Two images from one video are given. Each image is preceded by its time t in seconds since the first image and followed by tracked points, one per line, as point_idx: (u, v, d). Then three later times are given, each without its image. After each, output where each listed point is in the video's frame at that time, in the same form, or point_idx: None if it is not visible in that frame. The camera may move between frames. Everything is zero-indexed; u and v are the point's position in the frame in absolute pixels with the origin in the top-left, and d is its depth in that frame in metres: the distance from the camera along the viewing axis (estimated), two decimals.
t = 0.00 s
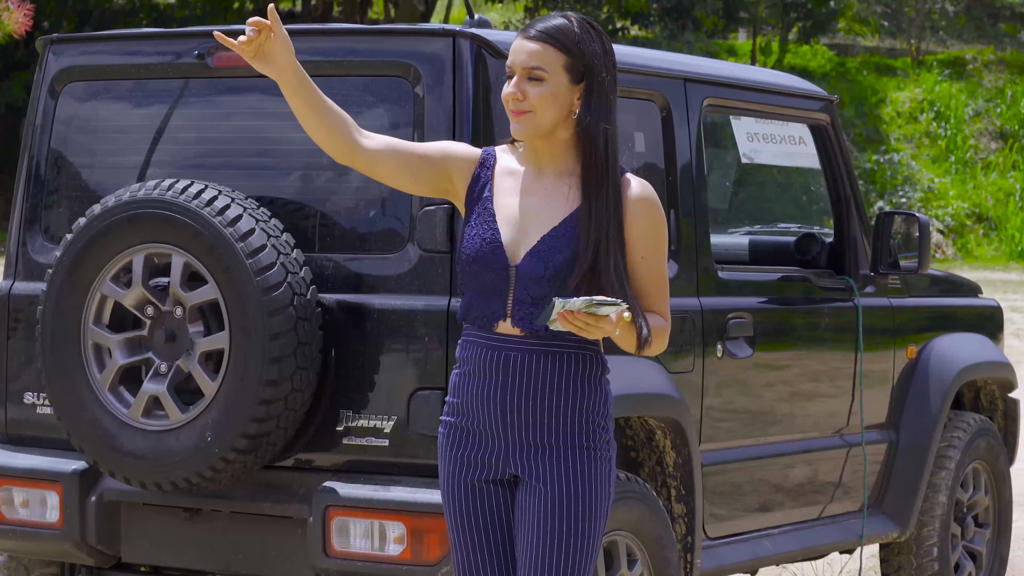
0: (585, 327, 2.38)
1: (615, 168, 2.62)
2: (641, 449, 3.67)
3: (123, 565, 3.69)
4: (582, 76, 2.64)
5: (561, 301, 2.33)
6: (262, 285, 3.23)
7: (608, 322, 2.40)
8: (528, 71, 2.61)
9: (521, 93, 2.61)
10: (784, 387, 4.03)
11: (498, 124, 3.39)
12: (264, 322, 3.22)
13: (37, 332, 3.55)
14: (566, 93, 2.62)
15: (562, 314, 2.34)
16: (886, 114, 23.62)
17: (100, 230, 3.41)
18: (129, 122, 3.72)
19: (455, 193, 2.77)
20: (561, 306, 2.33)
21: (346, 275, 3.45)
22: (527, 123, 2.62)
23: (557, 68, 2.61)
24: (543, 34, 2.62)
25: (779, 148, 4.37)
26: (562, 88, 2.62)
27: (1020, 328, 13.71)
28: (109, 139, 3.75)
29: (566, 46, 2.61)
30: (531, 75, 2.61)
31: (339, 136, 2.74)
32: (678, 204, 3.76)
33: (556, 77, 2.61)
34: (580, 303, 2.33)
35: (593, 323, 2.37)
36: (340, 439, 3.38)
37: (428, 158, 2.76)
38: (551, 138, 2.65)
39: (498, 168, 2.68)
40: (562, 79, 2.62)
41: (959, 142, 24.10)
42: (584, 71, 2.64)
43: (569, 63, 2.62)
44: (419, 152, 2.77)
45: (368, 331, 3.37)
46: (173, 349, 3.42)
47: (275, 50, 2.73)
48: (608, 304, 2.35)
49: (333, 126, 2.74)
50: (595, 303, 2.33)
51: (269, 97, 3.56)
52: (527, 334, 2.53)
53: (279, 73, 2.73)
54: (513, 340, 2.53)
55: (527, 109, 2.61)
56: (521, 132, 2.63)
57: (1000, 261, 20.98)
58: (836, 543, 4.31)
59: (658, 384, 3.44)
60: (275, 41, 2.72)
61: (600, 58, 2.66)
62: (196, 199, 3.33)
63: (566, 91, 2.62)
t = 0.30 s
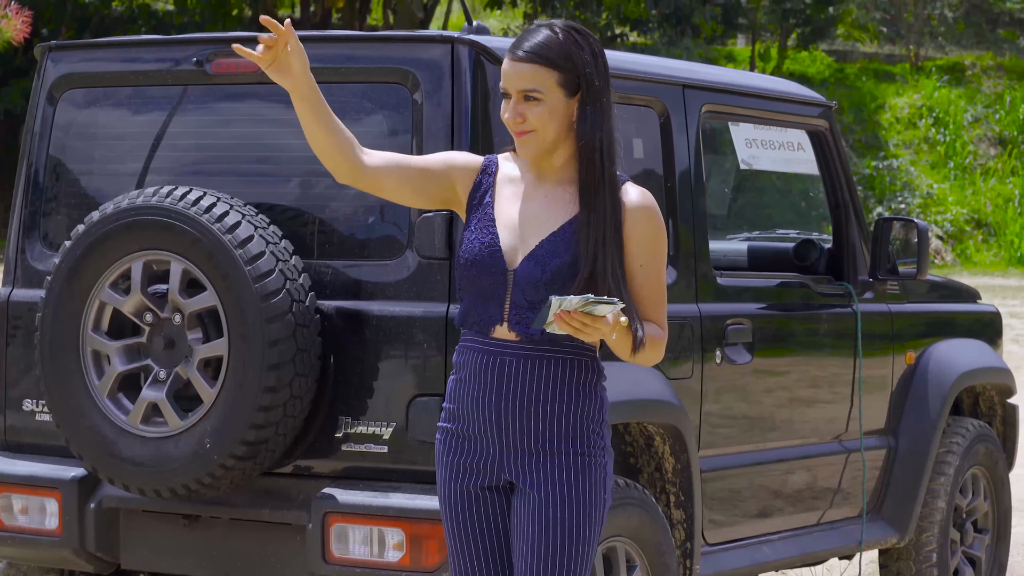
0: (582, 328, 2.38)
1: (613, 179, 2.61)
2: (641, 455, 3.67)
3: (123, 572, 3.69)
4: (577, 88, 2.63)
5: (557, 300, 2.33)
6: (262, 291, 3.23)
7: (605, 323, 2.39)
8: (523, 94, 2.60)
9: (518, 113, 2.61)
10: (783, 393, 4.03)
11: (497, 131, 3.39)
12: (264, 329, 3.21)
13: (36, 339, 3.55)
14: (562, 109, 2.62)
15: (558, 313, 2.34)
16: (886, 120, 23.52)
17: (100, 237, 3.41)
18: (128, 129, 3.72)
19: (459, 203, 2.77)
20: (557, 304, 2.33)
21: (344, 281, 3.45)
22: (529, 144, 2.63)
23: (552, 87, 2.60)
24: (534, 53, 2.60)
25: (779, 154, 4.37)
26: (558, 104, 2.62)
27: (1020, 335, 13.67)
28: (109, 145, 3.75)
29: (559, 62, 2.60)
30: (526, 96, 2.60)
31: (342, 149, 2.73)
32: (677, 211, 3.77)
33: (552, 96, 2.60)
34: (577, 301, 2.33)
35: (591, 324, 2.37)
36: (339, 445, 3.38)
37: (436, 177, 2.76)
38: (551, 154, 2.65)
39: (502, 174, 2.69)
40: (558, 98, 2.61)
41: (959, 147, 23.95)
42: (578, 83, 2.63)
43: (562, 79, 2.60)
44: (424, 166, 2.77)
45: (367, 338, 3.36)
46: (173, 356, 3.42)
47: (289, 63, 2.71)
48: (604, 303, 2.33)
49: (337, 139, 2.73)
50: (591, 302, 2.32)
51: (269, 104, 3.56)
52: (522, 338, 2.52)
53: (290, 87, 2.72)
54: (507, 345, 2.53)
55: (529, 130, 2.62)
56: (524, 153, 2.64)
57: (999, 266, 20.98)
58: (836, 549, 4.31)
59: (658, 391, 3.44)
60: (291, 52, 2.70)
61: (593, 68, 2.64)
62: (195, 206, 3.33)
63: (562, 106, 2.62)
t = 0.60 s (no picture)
0: (577, 335, 2.37)
1: (610, 187, 2.61)
2: (639, 461, 3.67)
3: None
4: (577, 94, 2.64)
5: (553, 307, 2.31)
6: (260, 298, 3.23)
7: (600, 332, 2.39)
8: (524, 100, 2.61)
9: (519, 121, 2.61)
10: (783, 399, 4.03)
11: (495, 137, 3.39)
12: (263, 335, 3.21)
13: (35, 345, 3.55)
14: (562, 116, 2.62)
15: (554, 321, 2.33)
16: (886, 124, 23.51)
17: (98, 244, 3.41)
18: (127, 135, 3.72)
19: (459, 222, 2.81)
20: (553, 312, 2.31)
21: (343, 288, 3.45)
22: (529, 150, 2.63)
23: (552, 94, 2.61)
24: (534, 58, 2.61)
25: (778, 159, 4.36)
26: (558, 112, 2.62)
27: (1019, 340, 13.68)
28: (107, 152, 3.75)
29: (559, 67, 2.61)
30: (526, 103, 2.61)
31: (355, 213, 2.68)
32: (676, 218, 3.76)
33: (552, 103, 2.61)
34: (571, 309, 2.32)
35: (586, 331, 2.36)
36: (337, 452, 3.38)
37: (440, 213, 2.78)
38: (549, 160, 2.66)
39: (498, 182, 2.69)
40: (558, 104, 2.62)
41: (958, 146, 24.10)
42: (578, 89, 2.63)
43: (561, 85, 2.61)
44: (420, 206, 2.77)
45: (366, 344, 3.36)
46: (171, 363, 3.42)
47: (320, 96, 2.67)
48: (601, 311, 2.33)
49: (346, 200, 2.67)
50: (586, 310, 2.32)
51: (267, 110, 3.56)
52: (520, 344, 2.52)
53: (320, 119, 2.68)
54: (504, 351, 2.53)
55: (529, 136, 2.62)
56: (523, 159, 2.64)
57: (999, 272, 21.06)
58: (835, 554, 4.31)
59: (657, 397, 3.44)
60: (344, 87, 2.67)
61: (592, 74, 2.65)
62: (194, 212, 3.33)
63: (561, 112, 2.62)
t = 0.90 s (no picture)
0: (562, 341, 2.37)
1: (602, 187, 2.62)
2: (638, 465, 3.70)
3: None
4: (573, 93, 2.66)
5: (535, 315, 2.36)
6: (257, 303, 3.23)
7: (586, 336, 2.38)
8: (519, 86, 2.62)
9: (512, 105, 2.62)
10: (780, 403, 4.04)
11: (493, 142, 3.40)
12: (260, 340, 3.22)
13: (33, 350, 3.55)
14: (556, 109, 2.63)
15: (539, 327, 2.36)
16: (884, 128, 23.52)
17: (96, 249, 3.42)
18: (125, 140, 3.73)
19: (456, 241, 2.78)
20: (535, 317, 2.35)
21: (341, 293, 3.45)
22: (517, 137, 2.62)
23: (549, 84, 2.62)
24: (536, 49, 2.63)
25: (774, 164, 4.36)
26: (553, 103, 2.63)
27: (1017, 344, 13.70)
28: (105, 157, 3.76)
29: (558, 61, 2.63)
30: (521, 90, 2.62)
31: (382, 298, 2.66)
32: (672, 223, 3.76)
33: (547, 92, 2.62)
34: (555, 315, 2.35)
35: (571, 337, 2.37)
36: (335, 456, 3.39)
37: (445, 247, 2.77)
38: (538, 156, 2.66)
39: (481, 187, 2.68)
40: (554, 95, 2.63)
41: (955, 157, 23.95)
42: (575, 87, 2.66)
43: (559, 79, 2.63)
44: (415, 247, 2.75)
45: (364, 348, 3.37)
46: (169, 366, 3.43)
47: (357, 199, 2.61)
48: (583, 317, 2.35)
49: (370, 291, 2.64)
50: (569, 317, 2.35)
51: (265, 115, 3.57)
52: (515, 352, 2.53)
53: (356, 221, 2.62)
54: (500, 357, 2.54)
55: (518, 123, 2.61)
56: (510, 145, 2.63)
57: (996, 277, 21.16)
58: (832, 558, 4.32)
59: (653, 401, 3.45)
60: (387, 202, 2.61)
61: (590, 75, 2.67)
62: (192, 217, 3.33)
63: (556, 107, 2.64)
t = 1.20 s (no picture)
0: (551, 345, 2.37)
1: (592, 188, 2.62)
2: (636, 469, 3.69)
3: None
4: (565, 95, 2.66)
5: (522, 320, 2.36)
6: (256, 307, 3.23)
7: (574, 340, 2.38)
8: (511, 87, 2.62)
9: (504, 106, 2.61)
10: (779, 408, 4.03)
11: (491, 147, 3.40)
12: (259, 344, 3.22)
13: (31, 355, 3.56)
14: (547, 111, 2.64)
15: (527, 332, 2.36)
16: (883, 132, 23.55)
17: (94, 254, 3.42)
18: (123, 144, 3.73)
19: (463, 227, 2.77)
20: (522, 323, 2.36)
21: (340, 297, 3.44)
22: (508, 138, 2.62)
23: (542, 85, 2.63)
24: (529, 50, 2.64)
25: (773, 168, 4.37)
26: (544, 105, 2.63)
27: (1015, 348, 13.69)
28: (104, 162, 3.76)
29: (551, 62, 2.64)
30: (513, 90, 2.62)
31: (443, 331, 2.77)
32: (671, 227, 3.77)
33: (539, 94, 2.63)
34: (542, 320, 2.35)
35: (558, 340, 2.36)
36: (334, 460, 3.39)
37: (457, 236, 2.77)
38: (528, 157, 2.66)
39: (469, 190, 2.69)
40: (546, 96, 2.63)
41: (953, 162, 23.90)
42: (567, 90, 2.66)
43: (552, 81, 2.64)
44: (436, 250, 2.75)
45: (363, 353, 3.37)
46: (167, 371, 3.44)
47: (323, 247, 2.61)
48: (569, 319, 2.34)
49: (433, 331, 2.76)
50: (555, 321, 2.35)
51: (264, 120, 3.57)
52: (509, 356, 2.53)
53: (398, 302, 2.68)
54: (495, 363, 2.54)
55: (509, 124, 2.61)
56: (499, 145, 2.63)
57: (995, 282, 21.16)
58: (831, 563, 4.32)
59: (652, 405, 3.45)
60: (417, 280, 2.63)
61: (582, 78, 2.68)
62: (191, 221, 3.33)
63: (547, 108, 2.64)
